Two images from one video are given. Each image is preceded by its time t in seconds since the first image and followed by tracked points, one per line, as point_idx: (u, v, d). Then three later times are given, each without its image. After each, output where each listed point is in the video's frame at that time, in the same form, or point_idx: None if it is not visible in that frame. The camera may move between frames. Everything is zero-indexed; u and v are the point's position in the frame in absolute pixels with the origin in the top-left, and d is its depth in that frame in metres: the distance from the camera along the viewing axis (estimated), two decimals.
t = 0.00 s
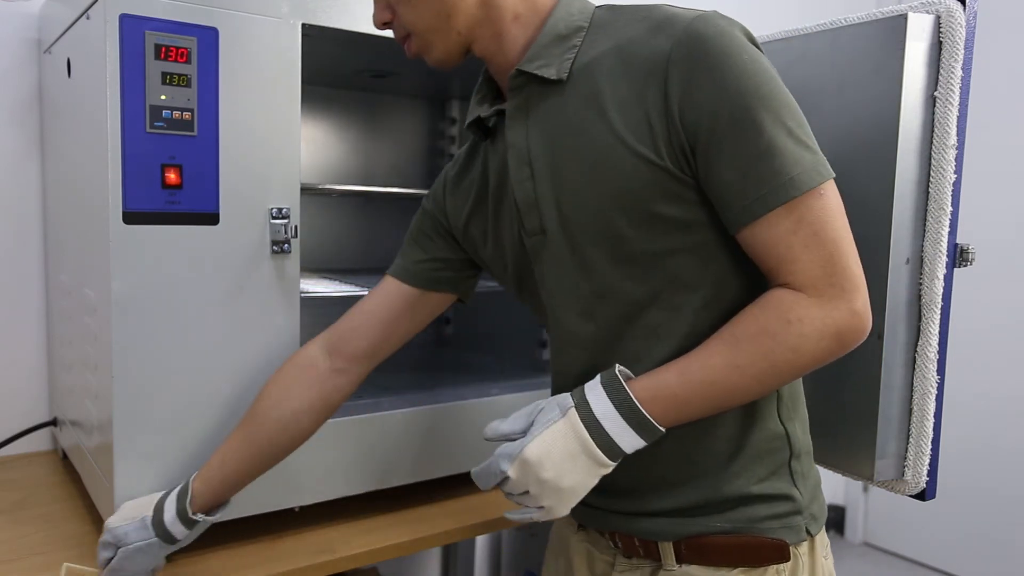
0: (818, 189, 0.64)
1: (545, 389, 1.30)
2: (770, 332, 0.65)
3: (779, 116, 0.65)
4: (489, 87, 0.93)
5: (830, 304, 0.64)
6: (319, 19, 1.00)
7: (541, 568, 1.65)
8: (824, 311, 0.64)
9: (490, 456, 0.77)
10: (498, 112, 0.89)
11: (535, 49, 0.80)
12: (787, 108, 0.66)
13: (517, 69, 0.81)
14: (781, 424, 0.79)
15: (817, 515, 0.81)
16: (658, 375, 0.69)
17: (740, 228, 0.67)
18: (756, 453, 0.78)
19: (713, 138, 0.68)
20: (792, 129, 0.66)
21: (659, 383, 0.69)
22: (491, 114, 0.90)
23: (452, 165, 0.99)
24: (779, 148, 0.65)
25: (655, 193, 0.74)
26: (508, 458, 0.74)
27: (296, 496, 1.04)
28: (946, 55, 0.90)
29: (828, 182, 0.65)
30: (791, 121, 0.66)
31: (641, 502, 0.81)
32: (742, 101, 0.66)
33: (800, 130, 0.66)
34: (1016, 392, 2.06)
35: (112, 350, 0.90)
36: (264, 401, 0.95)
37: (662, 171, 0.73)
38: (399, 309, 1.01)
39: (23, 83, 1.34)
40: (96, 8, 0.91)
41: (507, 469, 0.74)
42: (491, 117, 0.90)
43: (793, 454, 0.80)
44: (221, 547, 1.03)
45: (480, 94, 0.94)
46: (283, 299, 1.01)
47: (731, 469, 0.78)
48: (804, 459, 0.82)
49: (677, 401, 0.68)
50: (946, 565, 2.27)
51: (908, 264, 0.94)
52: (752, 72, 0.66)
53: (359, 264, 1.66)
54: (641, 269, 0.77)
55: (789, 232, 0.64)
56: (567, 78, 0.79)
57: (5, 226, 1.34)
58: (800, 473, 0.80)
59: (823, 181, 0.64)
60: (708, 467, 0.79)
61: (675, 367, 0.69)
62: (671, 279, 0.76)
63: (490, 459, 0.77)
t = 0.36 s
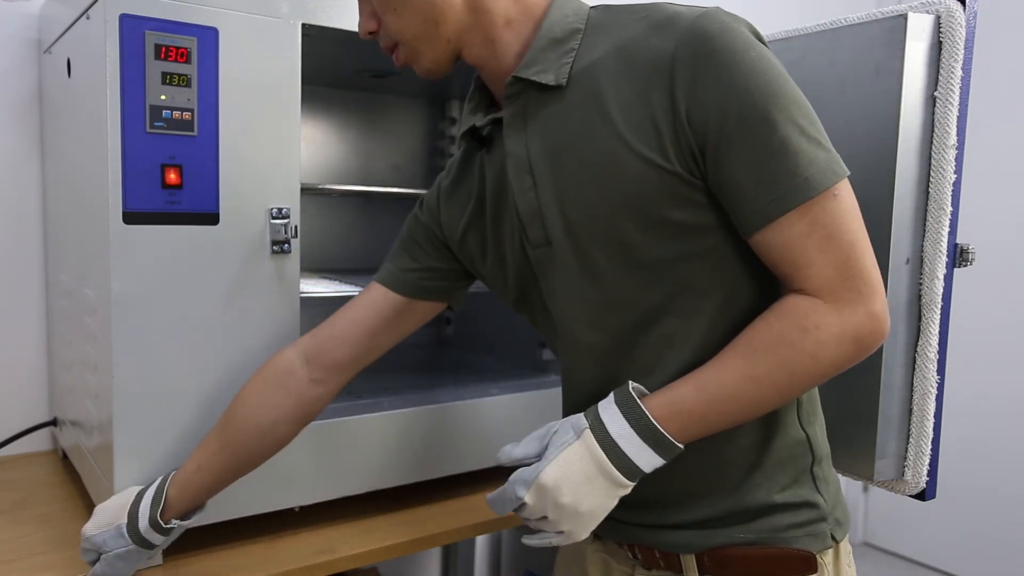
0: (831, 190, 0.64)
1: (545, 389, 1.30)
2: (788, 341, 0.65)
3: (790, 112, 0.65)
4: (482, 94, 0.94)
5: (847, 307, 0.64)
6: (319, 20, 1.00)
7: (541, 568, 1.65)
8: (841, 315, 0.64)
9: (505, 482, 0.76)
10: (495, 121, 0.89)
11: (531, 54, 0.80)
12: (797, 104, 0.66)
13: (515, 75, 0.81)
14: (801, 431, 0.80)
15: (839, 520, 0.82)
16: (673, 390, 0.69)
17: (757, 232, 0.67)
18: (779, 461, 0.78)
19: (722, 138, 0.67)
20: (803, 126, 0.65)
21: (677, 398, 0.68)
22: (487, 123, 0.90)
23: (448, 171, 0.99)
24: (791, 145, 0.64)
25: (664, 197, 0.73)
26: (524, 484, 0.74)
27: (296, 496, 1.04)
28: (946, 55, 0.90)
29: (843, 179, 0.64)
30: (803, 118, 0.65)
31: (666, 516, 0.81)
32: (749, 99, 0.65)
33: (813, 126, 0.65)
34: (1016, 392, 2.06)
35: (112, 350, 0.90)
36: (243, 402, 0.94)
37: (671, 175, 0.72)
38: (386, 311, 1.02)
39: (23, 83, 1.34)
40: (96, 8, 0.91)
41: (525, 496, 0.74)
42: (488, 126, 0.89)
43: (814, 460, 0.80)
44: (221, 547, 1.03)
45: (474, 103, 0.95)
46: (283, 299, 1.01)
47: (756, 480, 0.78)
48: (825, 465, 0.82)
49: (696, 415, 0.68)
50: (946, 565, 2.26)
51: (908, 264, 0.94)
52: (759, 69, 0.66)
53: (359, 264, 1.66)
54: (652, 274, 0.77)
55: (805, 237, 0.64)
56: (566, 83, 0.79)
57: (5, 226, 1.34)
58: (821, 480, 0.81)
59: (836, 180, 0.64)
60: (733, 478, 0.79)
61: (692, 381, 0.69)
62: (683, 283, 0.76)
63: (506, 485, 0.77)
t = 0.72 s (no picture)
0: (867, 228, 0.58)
1: (546, 389, 1.30)
2: (796, 385, 0.61)
3: (820, 136, 0.59)
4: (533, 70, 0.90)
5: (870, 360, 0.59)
6: (319, 19, 1.00)
7: (541, 568, 1.65)
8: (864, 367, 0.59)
9: (500, 488, 0.77)
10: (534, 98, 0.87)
11: (567, 35, 0.79)
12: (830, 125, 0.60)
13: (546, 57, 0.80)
14: (801, 472, 0.76)
15: (836, 558, 0.79)
16: (672, 420, 0.66)
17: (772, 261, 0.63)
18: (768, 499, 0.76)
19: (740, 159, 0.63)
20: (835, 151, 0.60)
21: (673, 427, 0.66)
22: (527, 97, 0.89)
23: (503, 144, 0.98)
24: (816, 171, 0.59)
25: (678, 210, 0.70)
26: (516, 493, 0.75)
27: (297, 496, 1.05)
28: (946, 55, 0.90)
29: (878, 216, 0.58)
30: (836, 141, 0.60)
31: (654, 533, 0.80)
32: (773, 120, 0.60)
33: (848, 154, 0.59)
34: (1016, 392, 2.06)
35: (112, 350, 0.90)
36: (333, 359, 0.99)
37: (684, 187, 0.69)
38: (468, 285, 1.01)
39: (23, 83, 1.34)
40: (96, 8, 0.91)
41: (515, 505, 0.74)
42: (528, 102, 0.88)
43: (813, 499, 0.77)
44: (221, 547, 1.03)
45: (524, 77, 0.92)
46: (282, 299, 1.01)
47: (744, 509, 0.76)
48: (825, 504, 0.79)
49: (690, 449, 0.64)
50: (946, 565, 2.26)
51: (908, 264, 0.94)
52: (791, 82, 0.60)
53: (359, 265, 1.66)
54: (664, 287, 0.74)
55: (825, 275, 0.59)
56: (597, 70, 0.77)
57: (5, 226, 1.34)
58: (816, 519, 0.77)
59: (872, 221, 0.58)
60: (724, 506, 0.77)
61: (692, 413, 0.65)
62: (700, 297, 0.73)
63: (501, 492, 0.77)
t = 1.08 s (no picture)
0: (830, 283, 0.60)
1: (546, 389, 1.29)
2: (751, 431, 0.66)
3: (789, 175, 0.60)
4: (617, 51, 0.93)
5: (827, 417, 0.62)
6: (319, 19, 1.00)
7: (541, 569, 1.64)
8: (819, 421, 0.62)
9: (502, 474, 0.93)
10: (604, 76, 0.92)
11: (624, 23, 0.84)
12: (803, 165, 0.60)
13: (600, 39, 0.86)
14: (761, 511, 0.79)
15: None
16: (644, 442, 0.76)
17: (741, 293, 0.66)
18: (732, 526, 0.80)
19: (712, 187, 0.65)
20: (806, 190, 0.60)
21: (644, 450, 0.76)
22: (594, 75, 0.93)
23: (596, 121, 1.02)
24: (783, 209, 0.61)
25: (664, 224, 0.73)
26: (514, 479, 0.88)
27: (297, 497, 1.04)
28: (946, 55, 0.90)
29: (842, 273, 0.59)
30: (809, 180, 0.60)
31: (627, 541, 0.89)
32: (737, 151, 0.62)
33: (811, 192, 0.60)
34: (1016, 392, 2.06)
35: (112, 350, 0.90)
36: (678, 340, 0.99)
37: (668, 202, 0.72)
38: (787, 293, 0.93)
39: (23, 83, 1.34)
40: (96, 8, 0.91)
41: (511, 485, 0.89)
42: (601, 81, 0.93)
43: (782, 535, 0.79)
44: (222, 547, 1.03)
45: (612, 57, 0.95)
46: (282, 299, 1.01)
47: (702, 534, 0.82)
48: (798, 540, 0.80)
49: (658, 469, 0.74)
50: (946, 565, 2.26)
51: (908, 263, 0.94)
52: (767, 113, 0.61)
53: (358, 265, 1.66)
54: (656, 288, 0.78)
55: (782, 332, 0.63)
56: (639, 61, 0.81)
57: (5, 226, 1.34)
58: (783, 552, 0.79)
59: (839, 270, 0.59)
60: (685, 529, 0.83)
61: (663, 439, 0.74)
62: (700, 299, 0.76)
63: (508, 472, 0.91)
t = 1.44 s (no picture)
0: (816, 268, 0.62)
1: (547, 389, 1.29)
2: (734, 401, 0.69)
3: (787, 170, 0.62)
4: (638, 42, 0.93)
5: (806, 393, 0.64)
6: (319, 19, 1.00)
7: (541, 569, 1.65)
8: (798, 396, 0.64)
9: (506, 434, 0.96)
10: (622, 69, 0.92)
11: (645, 20, 0.83)
12: (800, 161, 0.62)
13: (622, 36, 0.86)
14: (748, 486, 0.81)
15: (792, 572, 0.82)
16: (636, 410, 0.78)
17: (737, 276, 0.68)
18: (718, 501, 0.82)
19: (716, 178, 0.67)
20: (804, 185, 0.62)
21: (635, 417, 0.78)
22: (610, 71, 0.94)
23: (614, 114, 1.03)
24: (778, 201, 0.63)
25: (666, 215, 0.75)
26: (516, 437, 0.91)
27: (297, 496, 1.04)
28: (946, 55, 0.90)
29: (832, 260, 0.61)
30: (805, 175, 0.62)
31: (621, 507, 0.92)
32: (744, 143, 0.63)
33: (812, 189, 0.62)
34: (1016, 392, 2.07)
35: (112, 350, 0.90)
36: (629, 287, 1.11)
37: (672, 191, 0.73)
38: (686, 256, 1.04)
39: (23, 83, 1.34)
40: (96, 8, 0.91)
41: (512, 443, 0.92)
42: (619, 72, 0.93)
43: (768, 512, 0.81)
44: (222, 547, 1.03)
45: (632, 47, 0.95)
46: (282, 299, 1.01)
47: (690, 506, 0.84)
48: (783, 518, 0.82)
49: (647, 436, 0.76)
50: (946, 565, 2.26)
51: (908, 263, 0.93)
52: (770, 109, 0.63)
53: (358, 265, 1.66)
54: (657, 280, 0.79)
55: (767, 308, 0.65)
56: (658, 57, 0.81)
57: (5, 226, 1.34)
58: (768, 528, 0.82)
59: (828, 258, 0.61)
60: (674, 500, 0.85)
61: (654, 408, 0.77)
62: (703, 291, 0.77)
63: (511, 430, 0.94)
